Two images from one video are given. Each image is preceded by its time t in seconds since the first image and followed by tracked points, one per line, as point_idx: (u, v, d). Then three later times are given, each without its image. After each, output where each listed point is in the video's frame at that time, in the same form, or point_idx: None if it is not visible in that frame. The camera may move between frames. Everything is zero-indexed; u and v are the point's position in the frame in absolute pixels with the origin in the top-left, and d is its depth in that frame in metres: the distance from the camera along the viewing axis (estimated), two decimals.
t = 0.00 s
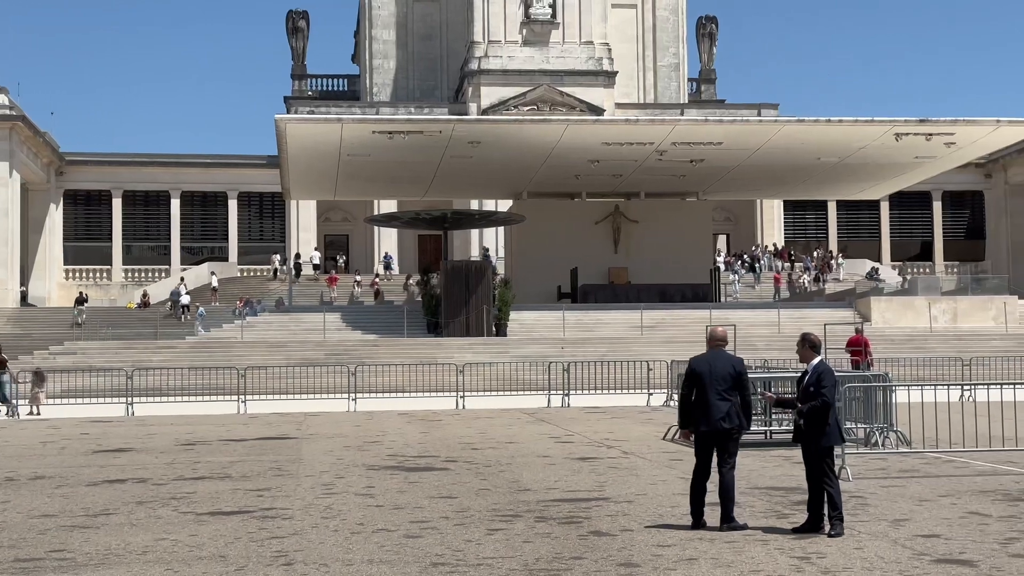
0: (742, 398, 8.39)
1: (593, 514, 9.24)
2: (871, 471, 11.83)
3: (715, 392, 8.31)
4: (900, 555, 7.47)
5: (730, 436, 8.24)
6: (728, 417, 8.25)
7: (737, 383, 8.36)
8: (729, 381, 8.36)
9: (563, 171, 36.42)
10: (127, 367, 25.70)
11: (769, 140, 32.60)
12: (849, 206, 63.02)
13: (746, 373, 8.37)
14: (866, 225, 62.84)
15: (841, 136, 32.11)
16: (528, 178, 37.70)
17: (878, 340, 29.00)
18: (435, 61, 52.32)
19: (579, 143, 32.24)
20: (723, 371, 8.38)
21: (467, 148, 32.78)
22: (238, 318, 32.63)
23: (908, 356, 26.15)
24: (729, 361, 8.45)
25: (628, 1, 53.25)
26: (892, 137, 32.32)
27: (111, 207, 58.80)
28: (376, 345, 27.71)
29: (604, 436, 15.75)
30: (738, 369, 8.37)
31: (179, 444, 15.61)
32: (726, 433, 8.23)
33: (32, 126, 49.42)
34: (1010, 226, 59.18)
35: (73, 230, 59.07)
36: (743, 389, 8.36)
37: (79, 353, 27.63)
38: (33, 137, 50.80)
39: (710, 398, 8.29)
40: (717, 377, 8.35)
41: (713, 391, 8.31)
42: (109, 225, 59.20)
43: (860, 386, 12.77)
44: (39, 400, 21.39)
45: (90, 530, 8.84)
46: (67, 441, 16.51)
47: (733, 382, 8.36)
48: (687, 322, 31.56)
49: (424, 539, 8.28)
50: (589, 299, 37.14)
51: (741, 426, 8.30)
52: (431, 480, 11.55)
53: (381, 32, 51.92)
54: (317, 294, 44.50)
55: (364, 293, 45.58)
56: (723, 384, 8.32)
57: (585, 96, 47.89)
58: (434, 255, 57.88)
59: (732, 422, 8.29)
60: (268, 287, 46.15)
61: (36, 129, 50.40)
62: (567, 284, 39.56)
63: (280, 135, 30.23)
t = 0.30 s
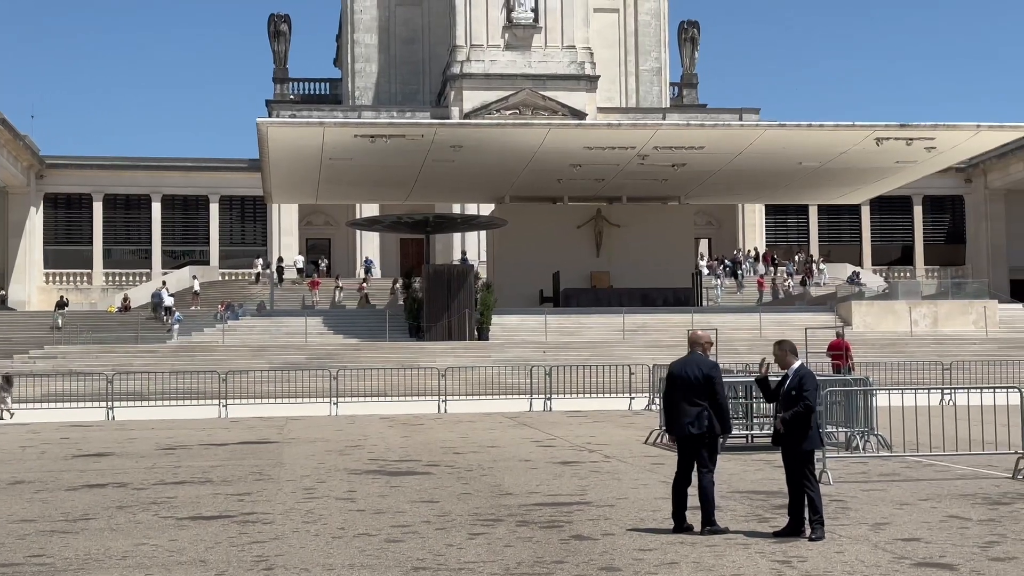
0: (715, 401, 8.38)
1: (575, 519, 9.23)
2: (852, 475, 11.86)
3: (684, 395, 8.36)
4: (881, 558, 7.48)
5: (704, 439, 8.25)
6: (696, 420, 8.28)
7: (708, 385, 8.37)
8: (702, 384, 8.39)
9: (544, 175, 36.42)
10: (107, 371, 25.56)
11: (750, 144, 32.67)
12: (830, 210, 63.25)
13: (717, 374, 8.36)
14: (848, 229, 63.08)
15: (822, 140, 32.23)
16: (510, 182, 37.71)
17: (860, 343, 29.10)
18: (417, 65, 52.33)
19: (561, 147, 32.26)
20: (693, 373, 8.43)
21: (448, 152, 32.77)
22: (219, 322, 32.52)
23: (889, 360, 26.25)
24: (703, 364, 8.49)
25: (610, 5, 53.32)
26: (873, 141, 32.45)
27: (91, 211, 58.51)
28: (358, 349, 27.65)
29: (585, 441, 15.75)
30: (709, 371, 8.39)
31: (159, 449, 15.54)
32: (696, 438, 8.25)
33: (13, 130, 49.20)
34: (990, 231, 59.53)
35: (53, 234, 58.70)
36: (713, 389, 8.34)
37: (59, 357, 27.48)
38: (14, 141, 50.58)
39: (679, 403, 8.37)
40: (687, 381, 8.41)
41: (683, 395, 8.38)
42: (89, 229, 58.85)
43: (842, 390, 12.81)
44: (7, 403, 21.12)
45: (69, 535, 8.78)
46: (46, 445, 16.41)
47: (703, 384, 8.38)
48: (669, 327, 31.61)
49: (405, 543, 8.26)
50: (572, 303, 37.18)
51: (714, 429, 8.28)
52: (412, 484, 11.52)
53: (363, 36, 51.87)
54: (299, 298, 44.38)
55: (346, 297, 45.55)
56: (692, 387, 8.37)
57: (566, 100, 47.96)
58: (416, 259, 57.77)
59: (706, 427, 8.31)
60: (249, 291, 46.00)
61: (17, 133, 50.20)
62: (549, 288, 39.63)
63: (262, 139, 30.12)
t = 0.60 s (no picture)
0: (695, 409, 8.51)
1: (562, 526, 9.23)
2: (839, 482, 11.89)
3: (663, 407, 8.57)
4: (866, 565, 7.51)
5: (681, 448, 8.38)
6: (675, 432, 8.45)
7: (681, 394, 8.52)
8: (676, 394, 8.56)
9: (531, 182, 36.44)
10: (93, 378, 25.48)
11: (737, 152, 32.75)
12: (816, 217, 63.40)
13: (686, 383, 8.49)
14: (834, 236, 63.26)
15: (808, 148, 32.33)
16: (498, 189, 37.73)
17: (846, 350, 29.18)
18: (404, 72, 52.34)
19: (547, 154, 32.28)
20: (668, 384, 8.63)
21: (435, 159, 32.77)
22: (206, 329, 32.43)
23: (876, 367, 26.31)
24: (679, 373, 8.62)
25: (597, 12, 53.37)
26: (859, 149, 32.56)
27: (77, 218, 58.34)
28: (345, 356, 27.61)
29: (572, 448, 15.75)
30: (683, 380, 8.55)
31: (146, 456, 15.48)
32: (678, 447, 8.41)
33: None
34: (976, 238, 59.76)
35: (39, 241, 58.45)
36: (686, 399, 8.48)
37: (44, 364, 27.37)
38: None
39: (662, 414, 8.60)
40: (666, 394, 8.63)
41: (664, 407, 8.60)
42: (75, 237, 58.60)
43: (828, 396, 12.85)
44: None
45: (55, 543, 8.74)
46: (32, 453, 16.33)
47: (680, 394, 8.53)
48: (656, 334, 31.64)
49: (392, 551, 8.24)
50: (559, 310, 37.20)
51: (691, 438, 8.40)
52: (399, 491, 11.51)
53: (350, 43, 51.84)
54: (286, 306, 44.29)
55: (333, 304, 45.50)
56: (670, 398, 8.58)
57: (553, 107, 48.01)
58: (403, 265, 57.74)
59: (686, 436, 8.43)
60: (236, 298, 45.90)
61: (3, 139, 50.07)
62: (536, 295, 39.61)
63: (248, 146, 30.07)
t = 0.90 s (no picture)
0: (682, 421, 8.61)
1: (553, 537, 9.21)
2: (829, 493, 11.89)
3: (653, 420, 8.69)
4: None
5: (667, 460, 8.49)
6: (663, 443, 8.55)
7: (667, 407, 8.66)
8: (663, 407, 8.69)
9: (521, 193, 36.47)
10: (83, 390, 25.40)
11: (727, 163, 32.82)
12: (806, 228, 63.52)
13: (669, 394, 8.65)
14: (824, 247, 63.37)
15: (799, 158, 32.41)
16: (489, 200, 37.76)
17: (836, 360, 29.21)
18: (394, 83, 52.38)
19: (538, 165, 32.32)
20: (656, 398, 8.76)
21: (426, 170, 32.79)
22: (196, 340, 32.38)
23: (867, 378, 26.34)
24: (665, 385, 8.76)
25: (587, 23, 53.49)
26: (849, 159, 32.64)
27: (67, 229, 58.25)
28: (335, 367, 27.56)
29: (563, 458, 15.74)
30: (668, 393, 8.69)
31: (135, 468, 15.42)
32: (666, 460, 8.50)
33: None
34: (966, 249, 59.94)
35: (29, 252, 58.33)
36: (672, 412, 8.61)
37: (34, 376, 27.28)
38: None
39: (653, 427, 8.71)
40: (656, 407, 8.75)
41: (654, 420, 8.71)
42: (65, 248, 58.48)
43: (818, 406, 12.87)
44: None
45: (44, 555, 8.70)
46: (21, 464, 16.25)
47: (666, 407, 8.66)
48: (647, 344, 31.65)
49: (383, 562, 8.21)
50: (550, 321, 37.21)
51: (679, 450, 8.50)
52: (390, 502, 11.48)
53: (341, 54, 51.89)
54: (276, 316, 44.23)
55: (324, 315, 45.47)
56: (658, 411, 8.71)
57: (544, 118, 48.07)
58: (394, 276, 57.71)
59: (674, 448, 8.52)
60: (226, 309, 45.82)
61: None
62: (526, 305, 39.59)
63: (239, 157, 30.05)
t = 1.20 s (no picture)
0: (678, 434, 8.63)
1: (549, 551, 9.19)
2: (826, 507, 11.90)
3: (648, 433, 8.72)
4: None
5: (663, 474, 8.51)
6: (659, 457, 8.57)
7: (663, 420, 8.68)
8: (659, 420, 8.71)
9: (517, 207, 36.49)
10: (78, 405, 25.34)
11: (723, 177, 32.87)
12: (802, 242, 63.60)
13: (664, 407, 8.67)
14: (820, 261, 63.45)
15: (794, 172, 32.46)
16: (485, 215, 37.77)
17: (832, 374, 29.23)
18: (390, 98, 52.49)
19: (534, 179, 32.36)
20: (651, 412, 8.79)
21: (422, 184, 32.82)
22: (192, 354, 32.34)
23: (863, 392, 26.36)
24: (661, 398, 8.80)
25: (583, 38, 53.64)
26: (844, 174, 32.71)
27: (62, 243, 58.22)
28: (331, 382, 27.53)
29: (559, 473, 15.73)
30: (664, 406, 8.72)
31: (131, 483, 15.38)
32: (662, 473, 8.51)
33: None
34: (961, 263, 60.09)
35: (24, 267, 58.32)
36: (667, 424, 8.63)
37: (29, 391, 27.22)
38: None
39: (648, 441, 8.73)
40: (651, 420, 8.78)
41: (649, 433, 8.74)
42: (61, 262, 58.49)
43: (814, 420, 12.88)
44: None
45: (38, 571, 8.65)
46: (17, 480, 16.21)
47: (662, 419, 8.68)
48: (644, 359, 31.65)
49: None
50: (545, 335, 37.22)
51: (675, 462, 8.52)
52: (386, 517, 11.45)
53: (337, 69, 51.97)
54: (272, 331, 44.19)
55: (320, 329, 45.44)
56: (653, 424, 8.74)
57: (540, 132, 48.13)
58: (390, 291, 57.75)
59: (671, 461, 8.54)
60: (222, 324, 45.78)
61: None
62: (523, 319, 39.60)
63: (234, 171, 30.05)
